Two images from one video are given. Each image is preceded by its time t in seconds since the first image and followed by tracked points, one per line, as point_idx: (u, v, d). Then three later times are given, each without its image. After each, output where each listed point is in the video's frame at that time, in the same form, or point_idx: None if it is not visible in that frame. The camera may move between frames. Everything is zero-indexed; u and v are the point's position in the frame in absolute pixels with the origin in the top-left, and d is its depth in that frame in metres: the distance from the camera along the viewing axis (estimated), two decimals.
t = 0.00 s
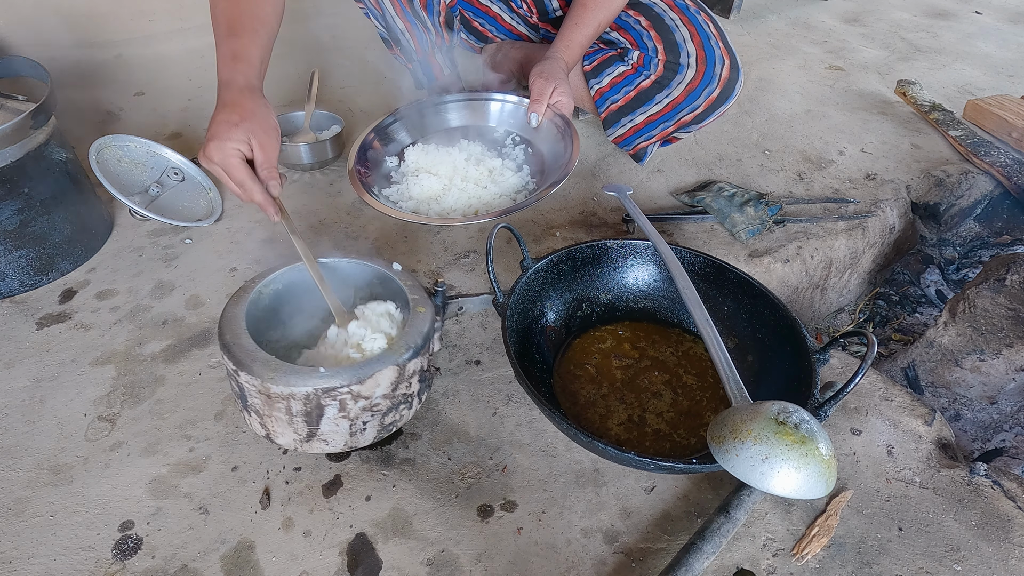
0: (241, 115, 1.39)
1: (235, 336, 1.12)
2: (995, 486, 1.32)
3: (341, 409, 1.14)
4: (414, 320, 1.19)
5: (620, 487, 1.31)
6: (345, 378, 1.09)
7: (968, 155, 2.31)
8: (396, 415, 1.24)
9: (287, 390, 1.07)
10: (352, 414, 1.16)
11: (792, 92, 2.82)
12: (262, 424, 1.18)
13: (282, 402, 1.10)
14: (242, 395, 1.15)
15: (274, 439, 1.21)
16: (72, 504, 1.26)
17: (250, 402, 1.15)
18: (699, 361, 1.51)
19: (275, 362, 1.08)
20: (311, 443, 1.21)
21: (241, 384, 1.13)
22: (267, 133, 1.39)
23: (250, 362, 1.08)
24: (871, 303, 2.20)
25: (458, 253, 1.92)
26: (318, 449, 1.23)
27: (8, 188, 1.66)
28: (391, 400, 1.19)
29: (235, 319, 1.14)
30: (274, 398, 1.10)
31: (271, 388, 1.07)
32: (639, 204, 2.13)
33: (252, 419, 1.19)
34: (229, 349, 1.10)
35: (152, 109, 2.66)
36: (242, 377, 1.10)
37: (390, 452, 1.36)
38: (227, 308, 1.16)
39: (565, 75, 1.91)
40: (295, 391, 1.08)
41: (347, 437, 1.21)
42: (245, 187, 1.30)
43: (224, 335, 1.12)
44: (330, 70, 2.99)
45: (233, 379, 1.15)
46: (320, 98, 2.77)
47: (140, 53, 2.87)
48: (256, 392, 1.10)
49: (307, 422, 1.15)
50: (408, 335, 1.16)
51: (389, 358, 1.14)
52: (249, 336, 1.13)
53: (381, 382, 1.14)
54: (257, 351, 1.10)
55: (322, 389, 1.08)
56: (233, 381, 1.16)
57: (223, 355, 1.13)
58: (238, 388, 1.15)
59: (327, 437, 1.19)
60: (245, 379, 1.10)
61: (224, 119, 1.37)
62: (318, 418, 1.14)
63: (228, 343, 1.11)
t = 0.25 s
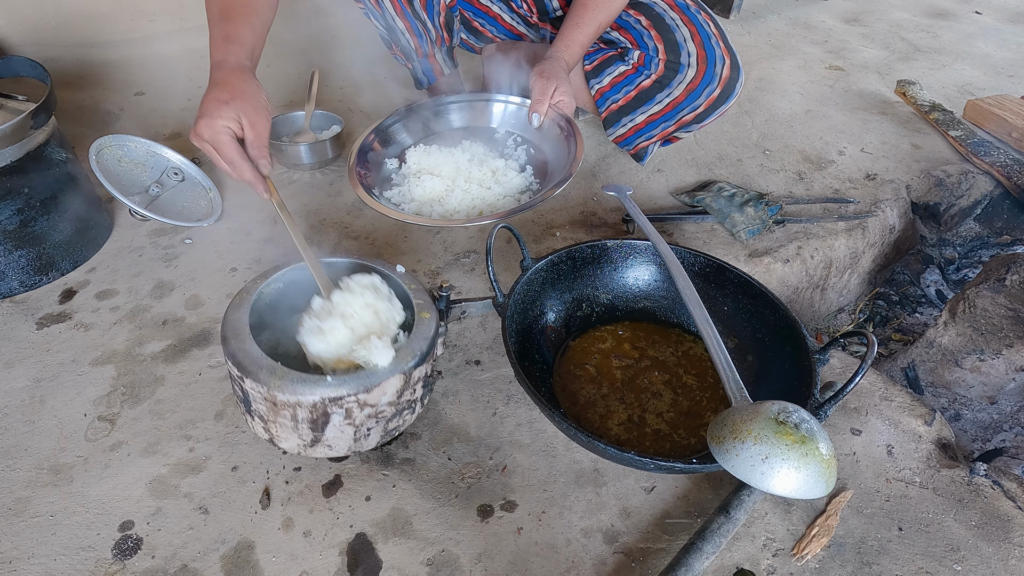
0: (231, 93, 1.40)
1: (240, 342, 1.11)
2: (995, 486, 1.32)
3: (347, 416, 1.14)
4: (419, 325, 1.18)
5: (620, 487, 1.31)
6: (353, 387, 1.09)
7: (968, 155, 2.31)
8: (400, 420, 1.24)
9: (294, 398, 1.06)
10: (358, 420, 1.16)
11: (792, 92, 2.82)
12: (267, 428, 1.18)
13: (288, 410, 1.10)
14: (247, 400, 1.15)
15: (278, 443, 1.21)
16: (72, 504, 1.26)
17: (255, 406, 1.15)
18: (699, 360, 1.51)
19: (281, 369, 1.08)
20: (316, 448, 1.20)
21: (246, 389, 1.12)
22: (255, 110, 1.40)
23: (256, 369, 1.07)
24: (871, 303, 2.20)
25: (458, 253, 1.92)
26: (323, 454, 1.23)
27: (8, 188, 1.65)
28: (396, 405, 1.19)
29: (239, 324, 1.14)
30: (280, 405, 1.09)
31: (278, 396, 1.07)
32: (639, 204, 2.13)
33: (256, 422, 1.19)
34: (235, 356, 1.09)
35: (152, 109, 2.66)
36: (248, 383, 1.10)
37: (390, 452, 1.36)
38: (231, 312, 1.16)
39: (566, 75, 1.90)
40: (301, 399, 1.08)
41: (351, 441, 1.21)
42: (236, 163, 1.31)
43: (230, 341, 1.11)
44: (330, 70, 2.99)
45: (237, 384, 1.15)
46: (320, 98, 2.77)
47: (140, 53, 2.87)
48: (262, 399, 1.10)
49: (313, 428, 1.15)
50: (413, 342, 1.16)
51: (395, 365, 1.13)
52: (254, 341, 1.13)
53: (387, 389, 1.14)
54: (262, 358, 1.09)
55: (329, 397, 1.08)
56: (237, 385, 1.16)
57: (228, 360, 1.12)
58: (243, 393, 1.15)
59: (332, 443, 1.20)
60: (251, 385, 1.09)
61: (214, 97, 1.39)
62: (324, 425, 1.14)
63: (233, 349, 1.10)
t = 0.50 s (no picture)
0: (220, 71, 1.48)
1: (241, 347, 1.11)
2: (995, 486, 1.32)
3: (348, 421, 1.14)
4: (421, 329, 1.18)
5: (620, 487, 1.31)
6: (355, 393, 1.09)
7: (968, 155, 2.31)
8: (400, 424, 1.24)
9: (295, 404, 1.06)
10: (359, 425, 1.16)
11: (792, 92, 2.82)
12: (268, 432, 1.18)
13: (290, 415, 1.10)
14: (248, 404, 1.15)
15: (279, 446, 1.21)
16: (72, 504, 1.26)
17: (256, 411, 1.14)
18: (699, 360, 1.51)
19: (283, 374, 1.08)
20: (317, 451, 1.20)
21: (247, 394, 1.12)
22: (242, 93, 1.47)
23: (257, 374, 1.07)
24: (871, 303, 2.20)
25: (458, 253, 1.92)
26: (324, 457, 1.23)
27: (8, 188, 1.65)
28: (397, 410, 1.19)
29: (240, 328, 1.14)
30: (281, 410, 1.09)
31: (279, 402, 1.07)
32: (639, 205, 2.13)
33: (257, 426, 1.19)
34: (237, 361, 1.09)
35: (152, 109, 2.66)
36: (249, 388, 1.10)
37: (390, 452, 1.36)
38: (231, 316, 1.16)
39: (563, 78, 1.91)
40: (303, 404, 1.07)
41: (352, 445, 1.21)
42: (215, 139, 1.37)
43: (231, 345, 1.11)
44: (330, 70, 2.99)
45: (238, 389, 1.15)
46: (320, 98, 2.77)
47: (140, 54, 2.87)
48: (263, 404, 1.10)
49: (314, 433, 1.15)
50: (414, 346, 1.16)
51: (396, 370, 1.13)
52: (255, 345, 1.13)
53: (389, 394, 1.14)
54: (263, 363, 1.09)
55: (331, 403, 1.08)
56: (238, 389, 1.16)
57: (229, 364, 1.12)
58: (244, 397, 1.15)
59: (333, 446, 1.19)
60: (252, 390, 1.09)
61: (202, 73, 1.47)
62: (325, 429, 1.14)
63: (234, 354, 1.10)
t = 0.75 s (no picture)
0: (219, 16, 1.57)
1: (242, 347, 1.11)
2: (995, 486, 1.32)
3: (348, 421, 1.14)
4: (421, 330, 1.18)
5: (620, 487, 1.31)
6: (355, 394, 1.09)
7: (968, 155, 2.31)
8: (400, 424, 1.24)
9: (296, 404, 1.06)
10: (359, 425, 1.16)
11: (792, 92, 2.82)
12: (268, 432, 1.18)
13: (290, 415, 1.10)
14: (248, 404, 1.15)
15: (278, 446, 1.21)
16: (72, 504, 1.26)
17: (256, 411, 1.14)
18: (699, 360, 1.51)
19: (283, 374, 1.08)
20: (317, 451, 1.20)
21: (246, 394, 1.12)
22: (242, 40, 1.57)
23: (258, 375, 1.07)
24: (871, 303, 2.20)
25: (458, 253, 1.92)
26: (324, 457, 1.23)
27: (8, 188, 1.65)
28: (397, 410, 1.19)
29: (241, 328, 1.14)
30: (281, 410, 1.09)
31: (280, 402, 1.07)
32: (639, 204, 2.13)
33: (257, 426, 1.19)
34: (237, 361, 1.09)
35: (152, 109, 2.66)
36: (249, 388, 1.10)
37: (390, 452, 1.36)
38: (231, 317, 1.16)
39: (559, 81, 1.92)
40: (303, 405, 1.07)
41: (352, 445, 1.21)
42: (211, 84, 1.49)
43: (232, 345, 1.11)
44: (330, 70, 2.99)
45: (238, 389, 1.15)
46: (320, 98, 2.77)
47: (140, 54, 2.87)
48: (263, 404, 1.10)
49: (314, 433, 1.15)
50: (415, 347, 1.16)
51: (397, 370, 1.13)
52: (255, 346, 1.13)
53: (389, 394, 1.14)
54: (264, 363, 1.09)
55: (331, 403, 1.08)
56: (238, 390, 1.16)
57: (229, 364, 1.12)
58: (244, 397, 1.15)
59: (333, 446, 1.19)
60: (252, 390, 1.09)
61: (203, 18, 1.56)
62: (325, 429, 1.14)
63: (235, 354, 1.10)
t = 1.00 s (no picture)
0: None
1: (242, 348, 1.11)
2: (995, 486, 1.32)
3: (348, 421, 1.14)
4: (421, 330, 1.18)
5: (620, 487, 1.31)
6: (355, 394, 1.09)
7: (968, 155, 2.31)
8: (400, 424, 1.24)
9: (296, 405, 1.06)
10: (360, 425, 1.16)
11: (792, 92, 2.82)
12: (268, 432, 1.18)
13: (290, 416, 1.10)
14: (248, 405, 1.15)
15: (278, 447, 1.21)
16: (72, 504, 1.26)
17: (256, 411, 1.14)
18: (699, 361, 1.51)
19: (284, 375, 1.08)
20: (317, 452, 1.20)
21: (246, 394, 1.12)
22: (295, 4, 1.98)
23: (258, 376, 1.07)
24: (871, 303, 2.20)
25: (458, 254, 1.92)
26: (323, 458, 1.23)
27: (8, 189, 1.65)
28: (397, 411, 1.19)
29: (241, 328, 1.14)
30: (282, 411, 1.09)
31: (280, 402, 1.07)
32: (639, 205, 2.13)
33: (257, 426, 1.19)
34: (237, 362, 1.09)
35: (151, 109, 2.67)
36: (249, 389, 1.09)
37: (390, 452, 1.36)
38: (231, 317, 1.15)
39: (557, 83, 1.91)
40: (304, 405, 1.07)
41: (353, 446, 1.21)
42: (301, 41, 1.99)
43: (232, 347, 1.11)
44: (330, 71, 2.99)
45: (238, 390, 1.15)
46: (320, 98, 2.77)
47: (141, 54, 2.87)
48: (263, 404, 1.10)
49: (314, 433, 1.15)
50: (414, 347, 1.16)
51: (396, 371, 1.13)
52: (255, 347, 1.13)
53: (389, 395, 1.14)
54: (264, 364, 1.09)
55: (331, 404, 1.08)
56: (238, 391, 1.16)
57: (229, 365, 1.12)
58: (244, 398, 1.15)
59: (333, 446, 1.20)
60: (252, 391, 1.09)
61: None
62: (325, 430, 1.14)
63: (235, 355, 1.10)
